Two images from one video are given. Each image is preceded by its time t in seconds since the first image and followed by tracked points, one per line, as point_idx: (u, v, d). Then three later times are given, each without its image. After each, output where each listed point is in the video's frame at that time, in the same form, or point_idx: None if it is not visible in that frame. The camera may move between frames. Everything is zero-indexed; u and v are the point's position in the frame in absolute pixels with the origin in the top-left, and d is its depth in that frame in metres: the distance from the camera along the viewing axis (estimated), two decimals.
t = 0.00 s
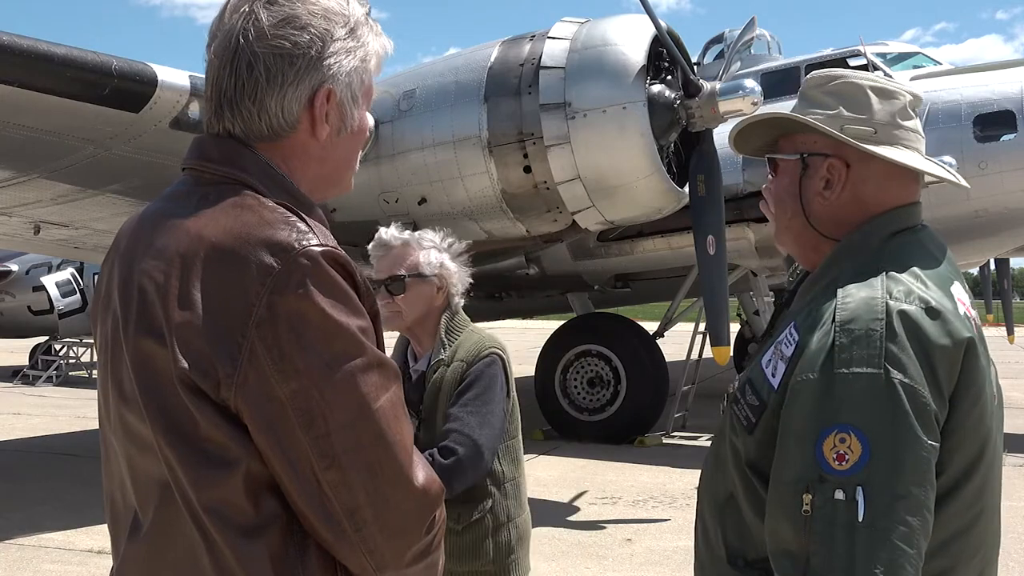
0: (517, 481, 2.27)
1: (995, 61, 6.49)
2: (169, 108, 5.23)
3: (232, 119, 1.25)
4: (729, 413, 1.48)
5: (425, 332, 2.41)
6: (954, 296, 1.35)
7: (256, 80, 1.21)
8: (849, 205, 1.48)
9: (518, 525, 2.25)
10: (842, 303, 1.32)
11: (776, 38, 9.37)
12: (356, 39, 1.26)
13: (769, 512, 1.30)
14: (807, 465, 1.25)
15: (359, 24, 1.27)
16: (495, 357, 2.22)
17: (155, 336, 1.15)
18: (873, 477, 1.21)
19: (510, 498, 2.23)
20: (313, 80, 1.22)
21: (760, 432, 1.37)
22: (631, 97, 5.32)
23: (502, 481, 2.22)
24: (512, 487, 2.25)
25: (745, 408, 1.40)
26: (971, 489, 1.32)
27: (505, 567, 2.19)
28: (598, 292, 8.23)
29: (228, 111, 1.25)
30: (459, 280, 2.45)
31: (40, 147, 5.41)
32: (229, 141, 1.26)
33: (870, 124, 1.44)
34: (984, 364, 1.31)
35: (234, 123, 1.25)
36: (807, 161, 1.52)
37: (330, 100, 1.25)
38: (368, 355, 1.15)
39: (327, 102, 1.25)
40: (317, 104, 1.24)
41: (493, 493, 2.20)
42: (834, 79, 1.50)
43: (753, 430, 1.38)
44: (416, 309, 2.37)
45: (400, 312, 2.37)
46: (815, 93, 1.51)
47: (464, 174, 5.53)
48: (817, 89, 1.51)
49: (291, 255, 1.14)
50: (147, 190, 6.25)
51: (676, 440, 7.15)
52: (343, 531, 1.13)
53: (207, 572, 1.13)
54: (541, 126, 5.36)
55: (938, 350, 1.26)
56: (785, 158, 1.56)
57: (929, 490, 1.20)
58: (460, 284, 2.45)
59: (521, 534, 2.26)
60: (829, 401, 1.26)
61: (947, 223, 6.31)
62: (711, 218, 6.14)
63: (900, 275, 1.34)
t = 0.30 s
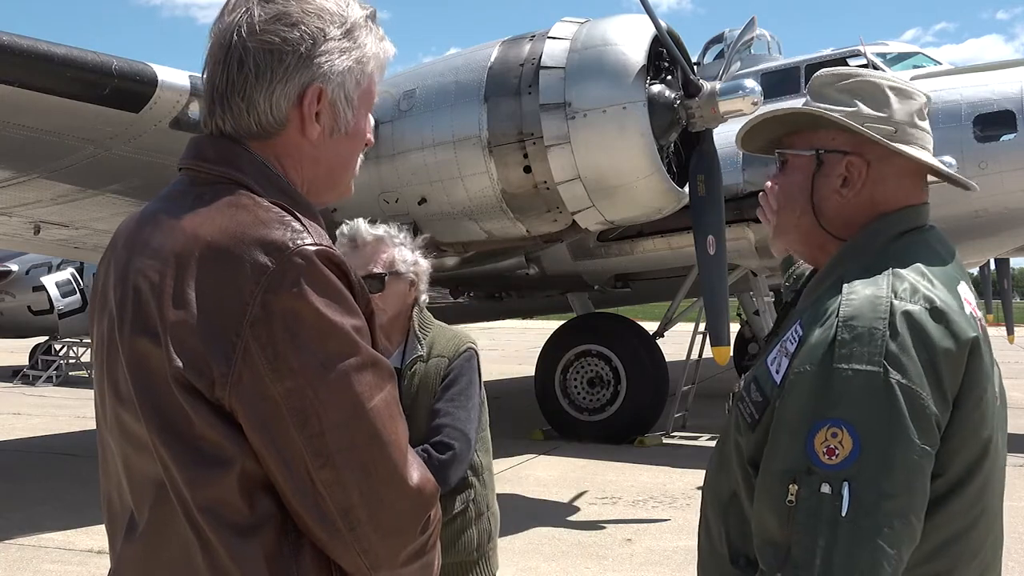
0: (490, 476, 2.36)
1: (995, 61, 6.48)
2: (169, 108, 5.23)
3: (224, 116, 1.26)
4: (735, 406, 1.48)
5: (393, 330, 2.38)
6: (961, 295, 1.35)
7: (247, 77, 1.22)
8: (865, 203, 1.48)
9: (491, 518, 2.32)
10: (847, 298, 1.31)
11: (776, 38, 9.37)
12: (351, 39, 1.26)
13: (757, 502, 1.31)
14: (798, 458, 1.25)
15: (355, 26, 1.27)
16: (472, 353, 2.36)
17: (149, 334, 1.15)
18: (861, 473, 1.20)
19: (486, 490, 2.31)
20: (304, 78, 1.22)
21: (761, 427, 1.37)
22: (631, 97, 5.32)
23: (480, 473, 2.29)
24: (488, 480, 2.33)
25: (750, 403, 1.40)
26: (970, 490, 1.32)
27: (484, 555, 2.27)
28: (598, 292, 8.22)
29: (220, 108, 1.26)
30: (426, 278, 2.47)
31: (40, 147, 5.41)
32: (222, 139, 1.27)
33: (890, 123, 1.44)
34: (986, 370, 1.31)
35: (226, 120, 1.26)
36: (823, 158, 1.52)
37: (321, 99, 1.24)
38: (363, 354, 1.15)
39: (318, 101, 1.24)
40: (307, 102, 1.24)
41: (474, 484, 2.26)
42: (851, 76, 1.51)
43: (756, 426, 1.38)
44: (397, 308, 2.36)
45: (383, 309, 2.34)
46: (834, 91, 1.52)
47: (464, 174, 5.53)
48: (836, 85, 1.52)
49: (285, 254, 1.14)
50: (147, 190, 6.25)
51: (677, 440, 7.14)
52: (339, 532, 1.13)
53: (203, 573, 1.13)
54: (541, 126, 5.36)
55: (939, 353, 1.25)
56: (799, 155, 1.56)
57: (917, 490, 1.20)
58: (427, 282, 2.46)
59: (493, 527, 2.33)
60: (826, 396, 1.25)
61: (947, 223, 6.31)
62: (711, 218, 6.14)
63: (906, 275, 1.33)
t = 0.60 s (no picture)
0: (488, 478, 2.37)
1: (995, 61, 6.48)
2: (169, 108, 5.23)
3: (221, 119, 1.26)
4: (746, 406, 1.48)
5: (401, 331, 2.38)
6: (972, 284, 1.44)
7: (243, 79, 1.22)
8: (908, 203, 1.56)
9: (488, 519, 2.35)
10: (875, 296, 1.35)
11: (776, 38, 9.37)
12: (348, 40, 1.26)
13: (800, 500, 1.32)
14: (842, 454, 1.27)
15: (351, 24, 1.27)
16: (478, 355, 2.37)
17: (146, 334, 1.15)
18: (908, 464, 1.24)
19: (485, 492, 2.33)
20: (299, 79, 1.22)
21: (789, 426, 1.39)
22: (631, 97, 5.32)
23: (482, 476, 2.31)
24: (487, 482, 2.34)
25: (770, 404, 1.42)
26: (986, 485, 1.40)
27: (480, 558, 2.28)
28: (599, 292, 8.23)
29: (217, 111, 1.26)
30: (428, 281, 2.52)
31: (41, 147, 5.41)
32: (220, 141, 1.27)
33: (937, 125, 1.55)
34: (1006, 360, 1.38)
35: (223, 123, 1.26)
36: (871, 157, 1.57)
37: (318, 100, 1.25)
38: (359, 354, 1.15)
39: (315, 103, 1.25)
40: (304, 103, 1.24)
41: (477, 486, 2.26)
42: (881, 78, 1.58)
43: (781, 426, 1.40)
44: (411, 306, 2.38)
45: (399, 309, 2.35)
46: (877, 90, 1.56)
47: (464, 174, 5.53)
48: (868, 85, 1.58)
49: (283, 254, 1.14)
50: (147, 190, 6.25)
51: (677, 440, 7.15)
52: (333, 530, 1.13)
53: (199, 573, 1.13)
54: (541, 126, 5.37)
55: (972, 342, 1.31)
56: (844, 153, 1.59)
57: (961, 478, 1.25)
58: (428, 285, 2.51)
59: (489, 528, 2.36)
60: (867, 391, 1.28)
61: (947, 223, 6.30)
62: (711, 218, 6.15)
63: (928, 271, 1.39)
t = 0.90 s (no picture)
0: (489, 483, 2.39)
1: (995, 61, 6.47)
2: (169, 108, 5.22)
3: (220, 119, 1.26)
4: (756, 410, 1.47)
5: (416, 334, 2.38)
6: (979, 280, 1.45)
7: (241, 81, 1.22)
8: (912, 203, 1.55)
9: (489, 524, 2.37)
10: (894, 297, 1.36)
11: (775, 38, 9.36)
12: (347, 42, 1.26)
13: (835, 506, 1.30)
14: (878, 458, 1.27)
15: (350, 26, 1.26)
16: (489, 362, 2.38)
17: (144, 334, 1.15)
18: (946, 465, 1.24)
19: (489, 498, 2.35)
20: (297, 81, 1.22)
21: (806, 430, 1.38)
22: (631, 97, 5.31)
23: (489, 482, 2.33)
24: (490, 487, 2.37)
25: (785, 407, 1.41)
26: (1007, 475, 1.41)
27: (488, 565, 2.29)
28: (599, 292, 8.23)
29: (215, 112, 1.26)
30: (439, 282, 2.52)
31: (41, 148, 5.41)
32: (219, 140, 1.26)
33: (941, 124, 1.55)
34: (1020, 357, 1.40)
35: (222, 123, 1.26)
36: (876, 157, 1.57)
37: (315, 102, 1.24)
38: (358, 354, 1.15)
39: (312, 104, 1.24)
40: (302, 105, 1.24)
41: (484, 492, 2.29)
42: (884, 78, 1.58)
43: (798, 430, 1.38)
44: (427, 307, 2.38)
45: (419, 310, 2.34)
46: (878, 90, 1.56)
47: (464, 174, 5.53)
48: (872, 85, 1.58)
49: (280, 254, 1.13)
50: (147, 190, 6.25)
51: (677, 440, 7.14)
52: (332, 529, 1.13)
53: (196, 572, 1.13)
54: (541, 126, 5.36)
55: (990, 339, 1.32)
56: (848, 153, 1.58)
57: (995, 475, 1.25)
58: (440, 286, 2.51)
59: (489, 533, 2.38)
60: (899, 392, 1.28)
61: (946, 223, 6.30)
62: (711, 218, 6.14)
63: (941, 271, 1.40)
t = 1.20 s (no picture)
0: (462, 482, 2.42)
1: (996, 61, 6.47)
2: (169, 108, 5.22)
3: (220, 120, 1.26)
4: (760, 408, 1.47)
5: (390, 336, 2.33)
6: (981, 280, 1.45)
7: (240, 81, 1.22)
8: (912, 201, 1.56)
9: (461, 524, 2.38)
10: (897, 295, 1.35)
11: (776, 38, 9.36)
12: (347, 41, 1.26)
13: (832, 501, 1.30)
14: (877, 455, 1.26)
15: (349, 25, 1.26)
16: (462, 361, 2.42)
17: (144, 334, 1.14)
18: (943, 462, 1.23)
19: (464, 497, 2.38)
20: (297, 81, 1.21)
21: (809, 428, 1.38)
22: (631, 97, 5.31)
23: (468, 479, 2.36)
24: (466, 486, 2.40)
25: (789, 406, 1.41)
26: (1011, 476, 1.41)
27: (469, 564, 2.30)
28: (598, 292, 8.22)
29: (215, 112, 1.26)
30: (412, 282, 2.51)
31: (40, 148, 5.41)
32: (219, 141, 1.26)
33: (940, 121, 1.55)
34: None
35: (222, 124, 1.26)
36: (875, 156, 1.57)
37: (315, 102, 1.24)
38: (359, 353, 1.15)
39: (312, 104, 1.24)
40: (302, 105, 1.24)
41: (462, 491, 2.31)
42: (883, 76, 1.58)
43: (802, 428, 1.38)
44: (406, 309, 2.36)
45: (402, 312, 2.32)
46: (878, 89, 1.56)
47: (464, 174, 5.53)
48: (871, 84, 1.58)
49: (281, 253, 1.13)
50: (146, 190, 6.25)
51: (677, 440, 7.14)
52: (332, 528, 1.12)
53: (197, 572, 1.13)
54: (541, 126, 5.36)
55: (993, 337, 1.32)
56: (848, 152, 1.58)
57: (993, 474, 1.25)
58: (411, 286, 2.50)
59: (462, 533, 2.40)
60: (899, 390, 1.27)
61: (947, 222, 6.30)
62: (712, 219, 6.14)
63: (944, 269, 1.40)
